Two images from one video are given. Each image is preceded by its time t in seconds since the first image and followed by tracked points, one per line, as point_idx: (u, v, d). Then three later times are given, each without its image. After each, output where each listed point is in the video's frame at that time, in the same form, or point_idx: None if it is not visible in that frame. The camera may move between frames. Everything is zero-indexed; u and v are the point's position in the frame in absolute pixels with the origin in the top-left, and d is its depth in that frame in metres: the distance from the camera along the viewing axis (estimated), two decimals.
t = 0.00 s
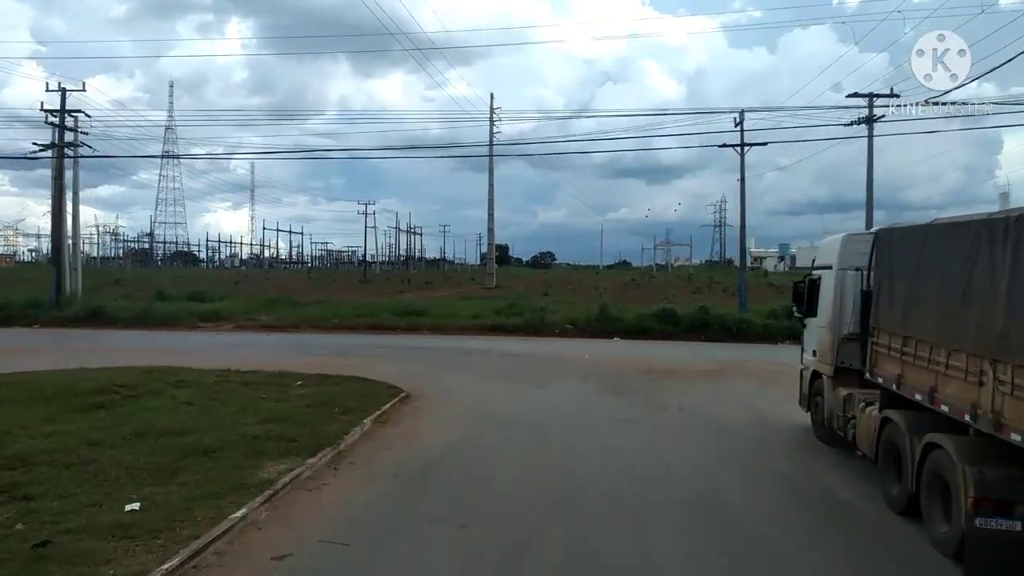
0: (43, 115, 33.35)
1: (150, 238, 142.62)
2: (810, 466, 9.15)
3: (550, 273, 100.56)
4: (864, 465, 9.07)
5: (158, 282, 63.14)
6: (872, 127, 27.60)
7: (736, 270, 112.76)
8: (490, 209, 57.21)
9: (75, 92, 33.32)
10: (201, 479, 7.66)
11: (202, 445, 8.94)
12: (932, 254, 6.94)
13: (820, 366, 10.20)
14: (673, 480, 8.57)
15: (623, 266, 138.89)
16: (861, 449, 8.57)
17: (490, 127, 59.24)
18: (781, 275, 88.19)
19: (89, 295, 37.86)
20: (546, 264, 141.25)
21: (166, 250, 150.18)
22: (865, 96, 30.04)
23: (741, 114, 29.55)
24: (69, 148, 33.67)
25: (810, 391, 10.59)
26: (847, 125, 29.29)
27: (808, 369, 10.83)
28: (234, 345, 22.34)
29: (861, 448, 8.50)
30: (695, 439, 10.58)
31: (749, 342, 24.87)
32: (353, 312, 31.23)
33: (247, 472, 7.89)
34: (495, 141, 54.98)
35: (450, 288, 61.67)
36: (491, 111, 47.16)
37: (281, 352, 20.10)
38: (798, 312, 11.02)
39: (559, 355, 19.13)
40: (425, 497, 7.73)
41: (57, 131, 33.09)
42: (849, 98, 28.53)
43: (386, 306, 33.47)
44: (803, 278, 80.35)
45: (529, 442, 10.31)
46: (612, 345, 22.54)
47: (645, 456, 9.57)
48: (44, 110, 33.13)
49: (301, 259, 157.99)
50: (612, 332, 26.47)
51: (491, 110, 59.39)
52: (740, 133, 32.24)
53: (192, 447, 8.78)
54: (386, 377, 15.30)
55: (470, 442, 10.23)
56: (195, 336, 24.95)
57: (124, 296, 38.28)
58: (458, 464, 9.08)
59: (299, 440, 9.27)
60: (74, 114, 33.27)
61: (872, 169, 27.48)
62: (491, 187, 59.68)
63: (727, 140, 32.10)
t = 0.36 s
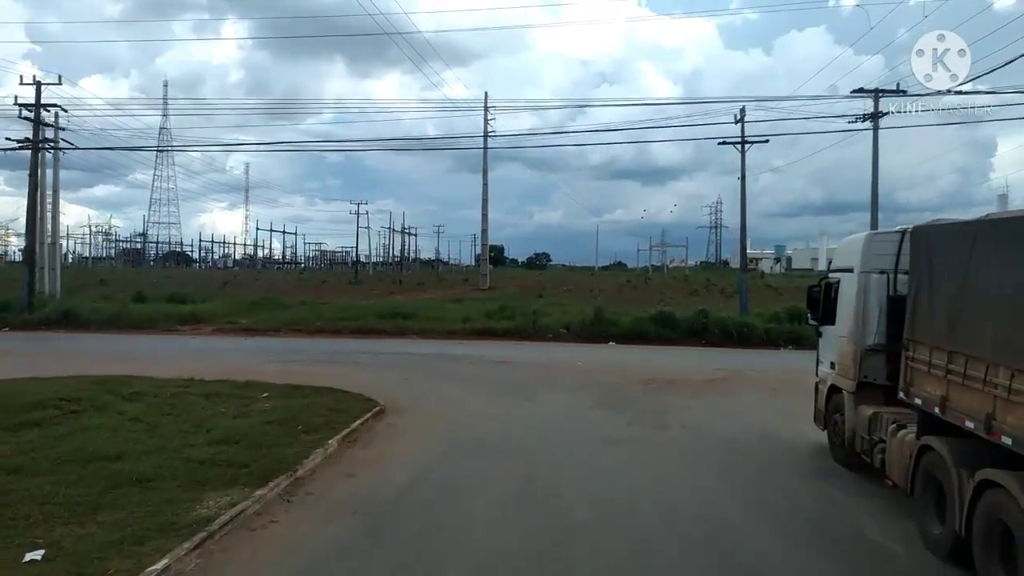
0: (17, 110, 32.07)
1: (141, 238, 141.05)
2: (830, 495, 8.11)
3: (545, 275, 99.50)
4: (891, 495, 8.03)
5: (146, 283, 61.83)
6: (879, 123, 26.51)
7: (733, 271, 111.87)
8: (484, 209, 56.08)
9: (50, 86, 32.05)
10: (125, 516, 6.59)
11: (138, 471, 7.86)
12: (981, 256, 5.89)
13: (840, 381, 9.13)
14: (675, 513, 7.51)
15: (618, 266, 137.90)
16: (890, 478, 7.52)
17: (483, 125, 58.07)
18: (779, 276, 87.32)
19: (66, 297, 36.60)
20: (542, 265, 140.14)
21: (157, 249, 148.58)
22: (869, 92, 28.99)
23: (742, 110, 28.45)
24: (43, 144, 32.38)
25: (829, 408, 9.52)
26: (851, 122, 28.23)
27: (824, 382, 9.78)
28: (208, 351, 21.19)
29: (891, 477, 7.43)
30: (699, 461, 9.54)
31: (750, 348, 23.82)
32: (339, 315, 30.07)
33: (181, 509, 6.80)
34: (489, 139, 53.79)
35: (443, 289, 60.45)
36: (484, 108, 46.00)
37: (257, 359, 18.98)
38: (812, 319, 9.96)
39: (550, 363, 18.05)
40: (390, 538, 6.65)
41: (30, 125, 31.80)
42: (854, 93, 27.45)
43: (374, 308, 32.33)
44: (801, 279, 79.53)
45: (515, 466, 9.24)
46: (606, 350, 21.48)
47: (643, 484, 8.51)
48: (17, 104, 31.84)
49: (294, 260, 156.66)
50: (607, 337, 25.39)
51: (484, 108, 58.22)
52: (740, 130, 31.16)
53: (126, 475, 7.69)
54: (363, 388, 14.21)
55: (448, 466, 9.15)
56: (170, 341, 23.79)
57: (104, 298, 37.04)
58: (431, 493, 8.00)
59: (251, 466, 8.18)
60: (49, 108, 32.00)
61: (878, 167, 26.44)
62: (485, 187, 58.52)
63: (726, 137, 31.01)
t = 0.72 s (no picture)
0: None
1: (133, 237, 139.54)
2: (859, 528, 7.07)
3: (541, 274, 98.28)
4: (930, 526, 7.02)
5: (137, 283, 60.57)
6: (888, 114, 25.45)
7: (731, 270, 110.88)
8: (479, 206, 54.94)
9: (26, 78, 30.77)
10: (29, 564, 5.50)
11: (63, 503, 6.78)
12: None
13: (868, 395, 8.07)
14: (683, 550, 6.47)
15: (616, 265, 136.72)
16: (932, 509, 6.46)
17: (478, 121, 56.87)
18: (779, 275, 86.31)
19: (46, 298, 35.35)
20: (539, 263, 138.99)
21: (150, 249, 147.08)
22: (877, 83, 27.95)
23: (745, 102, 27.36)
24: (19, 139, 31.11)
25: (854, 425, 8.46)
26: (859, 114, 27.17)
27: (847, 396, 8.73)
28: (184, 355, 20.08)
29: (936, 511, 6.36)
30: (708, 482, 8.48)
31: (754, 351, 22.78)
32: (326, 316, 28.95)
33: (100, 554, 5.71)
34: (483, 135, 52.51)
35: (437, 288, 59.33)
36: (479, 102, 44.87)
37: (234, 365, 17.87)
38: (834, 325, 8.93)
39: (544, 367, 17.01)
40: None
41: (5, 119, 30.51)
42: (861, 84, 26.40)
43: (363, 309, 31.18)
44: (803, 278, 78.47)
45: (500, 490, 8.21)
46: (604, 353, 20.42)
47: (645, 512, 7.47)
48: None
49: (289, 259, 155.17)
50: (605, 339, 24.32)
51: (479, 104, 57.06)
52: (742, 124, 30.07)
53: (46, 508, 6.62)
54: (341, 398, 13.14)
55: (424, 492, 8.06)
56: (147, 344, 22.64)
57: (84, 299, 35.80)
58: (400, 525, 6.94)
59: (196, 495, 7.11)
60: (25, 101, 30.73)
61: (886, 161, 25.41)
62: (480, 184, 57.30)
63: (728, 132, 29.92)
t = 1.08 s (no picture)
0: None
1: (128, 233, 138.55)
2: (895, 566, 6.10)
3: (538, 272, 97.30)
4: (975, 563, 6.10)
5: (126, 279, 59.43)
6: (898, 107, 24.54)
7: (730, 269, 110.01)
8: (476, 203, 54.18)
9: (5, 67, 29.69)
10: None
11: None
12: None
13: (901, 412, 7.10)
14: None
15: (614, 263, 135.92)
16: (984, 549, 5.51)
17: (474, 115, 55.73)
18: (778, 274, 85.47)
19: (26, 295, 34.25)
20: (537, 261, 138.12)
21: (145, 246, 146.07)
22: (886, 76, 26.98)
23: (749, 94, 26.41)
24: None
25: (884, 445, 7.48)
26: (867, 107, 26.19)
27: (874, 411, 7.78)
28: (159, 357, 19.04)
29: (991, 552, 5.38)
30: (717, 507, 7.54)
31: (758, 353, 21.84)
32: (315, 315, 27.97)
33: None
34: (480, 130, 51.41)
35: (432, 286, 58.33)
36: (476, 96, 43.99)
37: (210, 367, 16.89)
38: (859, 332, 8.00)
39: (539, 370, 16.05)
40: None
41: None
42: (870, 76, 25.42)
43: (354, 307, 30.21)
44: (803, 277, 77.60)
45: (483, 515, 7.25)
46: (602, 355, 19.47)
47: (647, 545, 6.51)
48: None
49: (285, 255, 153.99)
50: (603, 340, 23.36)
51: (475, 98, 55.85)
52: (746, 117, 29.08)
53: None
54: (318, 407, 12.19)
55: (394, 519, 7.09)
56: (123, 344, 21.64)
57: (66, 296, 34.69)
58: (361, 562, 5.97)
59: (129, 529, 6.13)
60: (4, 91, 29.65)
61: (896, 156, 24.46)
62: (476, 180, 56.25)
63: (731, 125, 28.93)
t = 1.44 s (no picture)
0: None
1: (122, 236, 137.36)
2: None
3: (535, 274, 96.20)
4: None
5: (115, 283, 58.32)
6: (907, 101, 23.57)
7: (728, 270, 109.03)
8: (470, 204, 53.16)
9: None
10: None
11: None
12: None
13: (946, 438, 6.10)
14: None
15: (612, 265, 134.48)
16: None
17: (470, 113, 54.57)
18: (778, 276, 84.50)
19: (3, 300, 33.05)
20: (533, 263, 137.19)
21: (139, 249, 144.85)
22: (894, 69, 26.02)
23: (751, 89, 25.44)
24: None
25: (925, 475, 6.47)
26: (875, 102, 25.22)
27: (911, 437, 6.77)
28: (129, 366, 17.95)
29: None
30: (731, 544, 6.52)
31: (762, 359, 20.84)
32: (301, 320, 26.91)
33: None
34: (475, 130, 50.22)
35: (426, 289, 57.22)
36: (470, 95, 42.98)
37: (182, 378, 15.84)
38: (892, 344, 6.98)
39: (532, 380, 15.00)
40: None
41: None
42: (878, 69, 24.38)
43: (342, 312, 29.17)
44: (803, 279, 76.66)
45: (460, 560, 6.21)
46: (600, 362, 18.43)
47: None
48: None
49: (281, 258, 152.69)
50: (600, 346, 22.34)
51: (470, 96, 54.77)
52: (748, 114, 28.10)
53: None
54: (288, 426, 11.16)
55: (355, 565, 6.04)
56: (95, 352, 20.57)
57: (44, 301, 33.51)
58: None
59: None
60: None
61: (905, 153, 23.48)
62: (471, 181, 55.25)
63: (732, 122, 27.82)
